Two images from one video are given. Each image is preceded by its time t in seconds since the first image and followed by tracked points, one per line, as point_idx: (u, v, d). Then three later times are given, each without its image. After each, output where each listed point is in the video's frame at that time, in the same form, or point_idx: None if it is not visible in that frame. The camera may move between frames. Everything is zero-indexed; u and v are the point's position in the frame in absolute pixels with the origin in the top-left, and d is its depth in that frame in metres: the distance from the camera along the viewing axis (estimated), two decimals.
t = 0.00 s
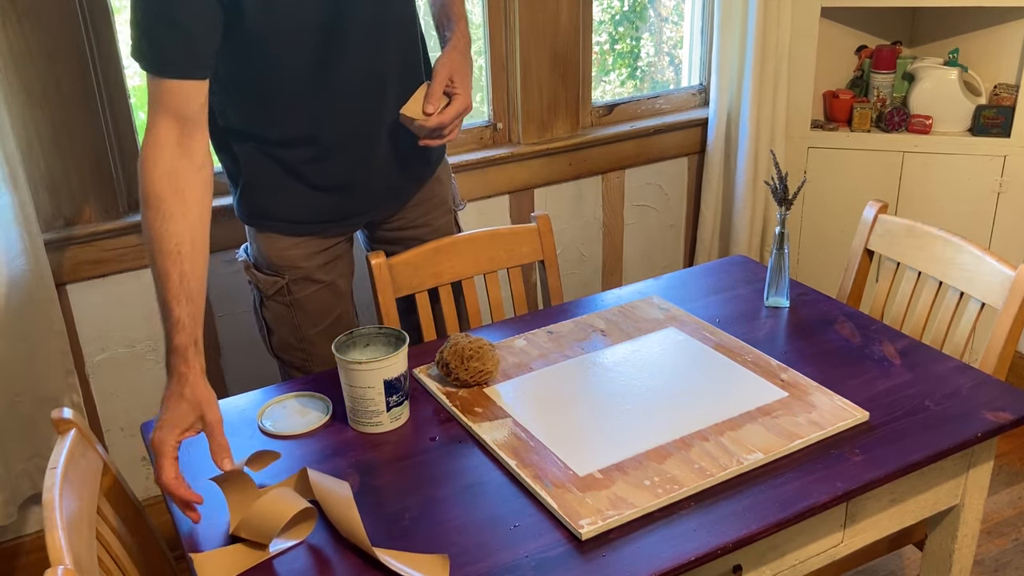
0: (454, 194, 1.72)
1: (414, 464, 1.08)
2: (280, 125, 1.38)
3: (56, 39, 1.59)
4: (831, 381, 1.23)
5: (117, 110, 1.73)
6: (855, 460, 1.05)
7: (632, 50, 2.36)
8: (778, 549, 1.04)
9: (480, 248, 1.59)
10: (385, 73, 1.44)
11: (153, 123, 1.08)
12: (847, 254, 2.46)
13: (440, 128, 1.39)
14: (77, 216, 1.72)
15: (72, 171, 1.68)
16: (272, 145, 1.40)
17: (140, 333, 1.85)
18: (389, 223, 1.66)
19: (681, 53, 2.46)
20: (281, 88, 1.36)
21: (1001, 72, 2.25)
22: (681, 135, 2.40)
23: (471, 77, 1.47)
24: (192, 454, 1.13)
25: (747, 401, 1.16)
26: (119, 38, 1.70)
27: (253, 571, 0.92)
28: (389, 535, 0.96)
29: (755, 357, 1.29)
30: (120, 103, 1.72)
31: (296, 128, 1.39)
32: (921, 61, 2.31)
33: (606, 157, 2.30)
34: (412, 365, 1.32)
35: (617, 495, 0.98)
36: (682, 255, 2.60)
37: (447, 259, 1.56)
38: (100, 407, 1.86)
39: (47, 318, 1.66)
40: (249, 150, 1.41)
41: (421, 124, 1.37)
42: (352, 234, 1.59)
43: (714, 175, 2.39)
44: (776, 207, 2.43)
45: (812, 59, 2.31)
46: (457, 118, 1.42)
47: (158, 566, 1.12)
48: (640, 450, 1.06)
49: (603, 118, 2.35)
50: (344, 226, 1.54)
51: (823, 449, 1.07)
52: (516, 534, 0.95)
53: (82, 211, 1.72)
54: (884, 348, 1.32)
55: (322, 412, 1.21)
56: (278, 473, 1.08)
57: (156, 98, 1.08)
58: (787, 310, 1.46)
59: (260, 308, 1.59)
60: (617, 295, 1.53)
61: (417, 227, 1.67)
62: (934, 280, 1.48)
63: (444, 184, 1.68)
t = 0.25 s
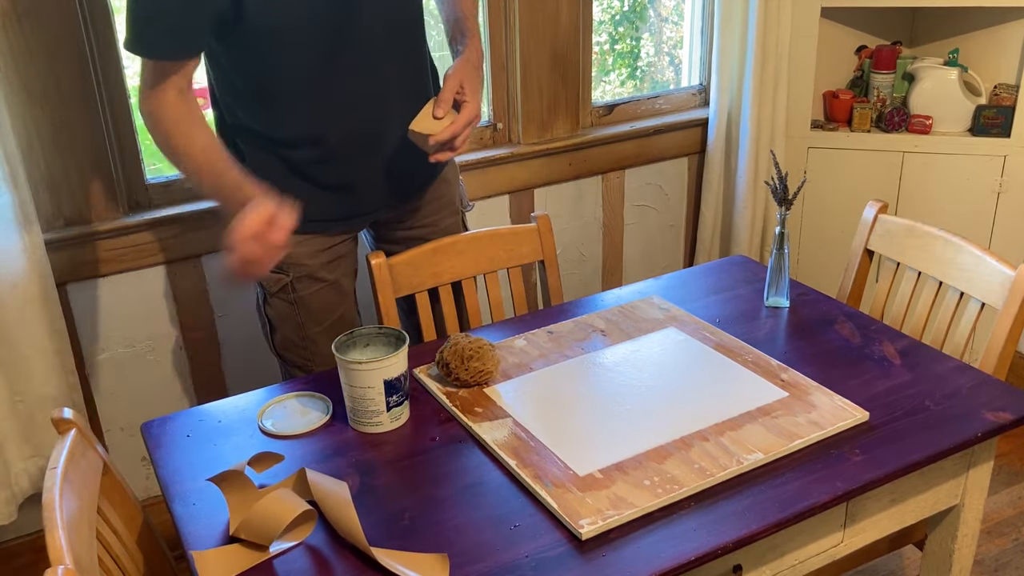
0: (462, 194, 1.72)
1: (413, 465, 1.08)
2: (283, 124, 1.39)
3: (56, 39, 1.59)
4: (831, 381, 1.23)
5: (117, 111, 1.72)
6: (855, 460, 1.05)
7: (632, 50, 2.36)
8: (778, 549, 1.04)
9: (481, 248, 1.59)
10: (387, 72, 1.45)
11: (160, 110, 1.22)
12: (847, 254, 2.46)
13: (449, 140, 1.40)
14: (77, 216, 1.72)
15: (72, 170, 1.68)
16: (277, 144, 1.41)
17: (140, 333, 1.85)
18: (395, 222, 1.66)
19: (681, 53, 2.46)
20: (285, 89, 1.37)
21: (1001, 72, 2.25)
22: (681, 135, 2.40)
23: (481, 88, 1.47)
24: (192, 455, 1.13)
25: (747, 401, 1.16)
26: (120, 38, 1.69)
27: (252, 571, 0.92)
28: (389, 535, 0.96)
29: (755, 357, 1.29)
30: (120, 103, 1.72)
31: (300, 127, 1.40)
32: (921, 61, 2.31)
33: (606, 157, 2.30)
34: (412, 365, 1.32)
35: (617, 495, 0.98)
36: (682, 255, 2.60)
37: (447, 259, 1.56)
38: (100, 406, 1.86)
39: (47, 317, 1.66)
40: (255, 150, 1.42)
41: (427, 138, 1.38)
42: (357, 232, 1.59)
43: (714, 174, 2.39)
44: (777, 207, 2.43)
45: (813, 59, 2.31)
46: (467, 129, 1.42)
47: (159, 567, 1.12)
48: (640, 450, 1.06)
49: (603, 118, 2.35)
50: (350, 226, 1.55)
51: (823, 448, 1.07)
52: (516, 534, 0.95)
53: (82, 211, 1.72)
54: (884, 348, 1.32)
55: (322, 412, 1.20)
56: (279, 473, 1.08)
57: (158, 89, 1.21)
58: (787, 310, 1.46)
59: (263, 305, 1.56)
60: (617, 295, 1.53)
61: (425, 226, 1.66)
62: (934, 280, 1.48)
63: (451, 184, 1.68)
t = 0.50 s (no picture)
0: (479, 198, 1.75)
1: (413, 465, 1.08)
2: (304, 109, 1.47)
3: (56, 39, 1.59)
4: (831, 381, 1.23)
5: (117, 110, 1.72)
6: (855, 460, 1.05)
7: (632, 50, 2.36)
8: (778, 549, 1.04)
9: (480, 249, 1.59)
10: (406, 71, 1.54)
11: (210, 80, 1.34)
12: (847, 254, 2.46)
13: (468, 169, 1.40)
14: (78, 216, 1.72)
15: (72, 170, 1.68)
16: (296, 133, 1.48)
17: (140, 333, 1.85)
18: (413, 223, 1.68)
19: (681, 53, 2.46)
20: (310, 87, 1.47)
21: (1001, 72, 2.25)
22: (681, 134, 2.40)
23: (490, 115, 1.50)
24: (192, 455, 1.13)
25: (747, 401, 1.16)
26: (120, 38, 1.69)
27: (252, 571, 0.92)
28: (389, 535, 0.96)
29: (755, 357, 1.29)
30: (119, 103, 1.72)
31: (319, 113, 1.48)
32: (921, 61, 2.31)
33: (606, 157, 2.30)
34: (412, 365, 1.32)
35: (617, 496, 0.98)
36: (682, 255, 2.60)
37: (446, 259, 1.56)
38: (100, 406, 1.86)
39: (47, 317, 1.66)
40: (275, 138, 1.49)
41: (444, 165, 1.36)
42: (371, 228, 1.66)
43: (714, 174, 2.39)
44: (776, 207, 2.43)
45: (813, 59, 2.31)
46: (481, 149, 1.41)
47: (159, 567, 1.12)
48: (640, 450, 1.06)
49: (603, 118, 2.35)
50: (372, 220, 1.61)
51: (823, 449, 1.07)
52: (516, 534, 0.95)
53: (82, 211, 1.72)
54: (884, 348, 1.32)
55: (322, 412, 1.20)
56: (279, 473, 1.08)
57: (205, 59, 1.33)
58: (787, 310, 1.46)
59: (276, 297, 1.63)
60: (617, 295, 1.53)
61: (444, 227, 1.70)
62: (934, 280, 1.48)
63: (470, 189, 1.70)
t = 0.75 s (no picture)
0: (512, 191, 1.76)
1: (413, 465, 1.08)
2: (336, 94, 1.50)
3: (56, 39, 1.59)
4: (831, 381, 1.23)
5: (117, 110, 1.72)
6: (855, 460, 1.05)
7: (632, 50, 2.36)
8: (778, 549, 1.04)
9: (480, 249, 1.59)
10: (439, 66, 1.55)
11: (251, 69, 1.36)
12: (847, 255, 2.46)
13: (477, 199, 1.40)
14: (78, 216, 1.72)
15: (72, 170, 1.68)
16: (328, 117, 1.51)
17: (140, 333, 1.85)
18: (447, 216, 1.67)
19: (681, 53, 2.46)
20: (345, 80, 1.50)
21: (1001, 72, 2.25)
22: (681, 135, 2.40)
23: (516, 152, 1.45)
24: (192, 455, 1.13)
25: (747, 401, 1.16)
26: (120, 38, 1.69)
27: (252, 571, 0.92)
28: (389, 535, 0.96)
29: (755, 357, 1.29)
30: (120, 103, 1.72)
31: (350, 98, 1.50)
32: (921, 61, 2.31)
33: (606, 157, 2.30)
34: (413, 365, 1.32)
35: (617, 495, 0.98)
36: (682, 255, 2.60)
37: (447, 259, 1.56)
38: (100, 407, 1.86)
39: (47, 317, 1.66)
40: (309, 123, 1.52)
41: (460, 192, 1.38)
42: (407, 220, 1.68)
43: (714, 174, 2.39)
44: (777, 207, 2.43)
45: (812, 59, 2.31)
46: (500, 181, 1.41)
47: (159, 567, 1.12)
48: (640, 450, 1.06)
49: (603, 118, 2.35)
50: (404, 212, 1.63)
51: (822, 448, 1.07)
52: (517, 534, 0.95)
53: (82, 211, 1.72)
54: (884, 348, 1.32)
55: (322, 412, 1.20)
56: (279, 473, 1.08)
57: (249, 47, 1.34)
58: (787, 310, 1.46)
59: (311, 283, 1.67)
60: (617, 295, 1.53)
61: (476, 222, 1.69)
62: (934, 280, 1.48)
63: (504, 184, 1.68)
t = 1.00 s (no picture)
0: (529, 187, 1.78)
1: (413, 465, 1.08)
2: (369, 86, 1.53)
3: (56, 39, 1.59)
4: (831, 381, 1.23)
5: (117, 109, 1.71)
6: (855, 460, 1.05)
7: (632, 50, 2.37)
8: (777, 549, 1.03)
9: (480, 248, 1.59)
10: (471, 67, 1.58)
11: (300, 77, 1.33)
12: (847, 255, 2.46)
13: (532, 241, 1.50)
14: (78, 216, 1.72)
15: (72, 170, 1.68)
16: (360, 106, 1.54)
17: (140, 333, 1.85)
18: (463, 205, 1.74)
19: (681, 53, 2.46)
20: (378, 76, 1.52)
21: (1001, 72, 2.25)
22: (681, 135, 2.40)
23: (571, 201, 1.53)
24: (192, 455, 1.13)
25: (747, 401, 1.16)
26: (120, 38, 1.69)
27: (252, 571, 0.92)
28: (389, 535, 0.96)
29: (755, 357, 1.29)
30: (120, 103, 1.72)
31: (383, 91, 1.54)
32: (921, 61, 2.31)
33: (606, 157, 2.30)
34: (412, 365, 1.32)
35: (617, 495, 0.98)
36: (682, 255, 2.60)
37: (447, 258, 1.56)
38: (100, 407, 1.86)
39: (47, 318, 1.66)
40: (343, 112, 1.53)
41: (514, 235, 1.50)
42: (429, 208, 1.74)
43: (714, 174, 2.39)
44: (777, 207, 2.43)
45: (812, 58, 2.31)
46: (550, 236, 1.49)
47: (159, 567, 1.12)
48: (640, 450, 1.06)
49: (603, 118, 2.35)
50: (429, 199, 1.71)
51: (822, 449, 1.07)
52: (517, 534, 0.95)
53: (82, 211, 1.72)
54: (884, 348, 1.32)
55: (322, 412, 1.20)
56: (280, 473, 1.08)
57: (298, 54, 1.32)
58: (787, 310, 1.46)
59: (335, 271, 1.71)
60: (617, 295, 1.53)
61: (489, 213, 1.75)
62: (934, 280, 1.48)
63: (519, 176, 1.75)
